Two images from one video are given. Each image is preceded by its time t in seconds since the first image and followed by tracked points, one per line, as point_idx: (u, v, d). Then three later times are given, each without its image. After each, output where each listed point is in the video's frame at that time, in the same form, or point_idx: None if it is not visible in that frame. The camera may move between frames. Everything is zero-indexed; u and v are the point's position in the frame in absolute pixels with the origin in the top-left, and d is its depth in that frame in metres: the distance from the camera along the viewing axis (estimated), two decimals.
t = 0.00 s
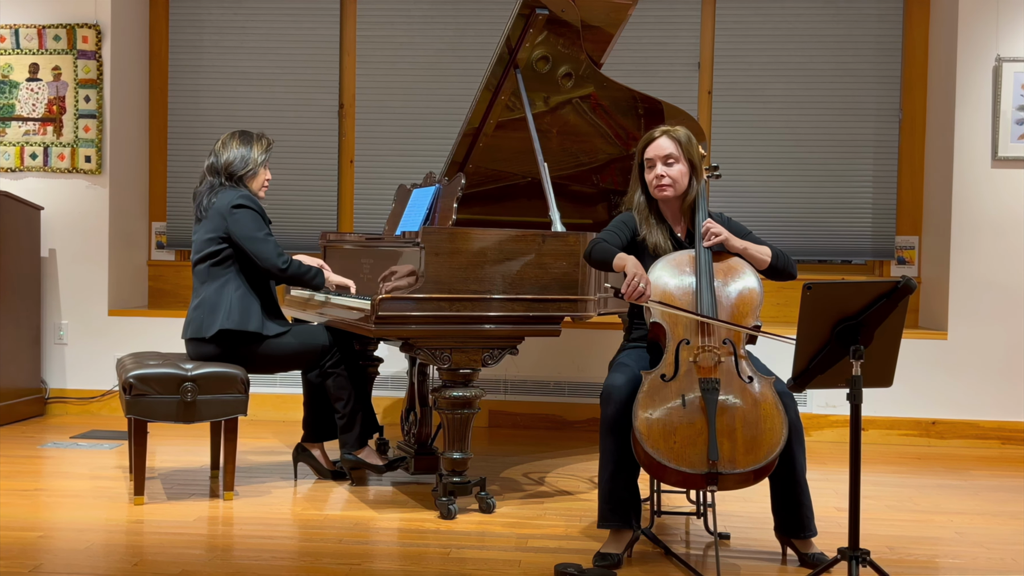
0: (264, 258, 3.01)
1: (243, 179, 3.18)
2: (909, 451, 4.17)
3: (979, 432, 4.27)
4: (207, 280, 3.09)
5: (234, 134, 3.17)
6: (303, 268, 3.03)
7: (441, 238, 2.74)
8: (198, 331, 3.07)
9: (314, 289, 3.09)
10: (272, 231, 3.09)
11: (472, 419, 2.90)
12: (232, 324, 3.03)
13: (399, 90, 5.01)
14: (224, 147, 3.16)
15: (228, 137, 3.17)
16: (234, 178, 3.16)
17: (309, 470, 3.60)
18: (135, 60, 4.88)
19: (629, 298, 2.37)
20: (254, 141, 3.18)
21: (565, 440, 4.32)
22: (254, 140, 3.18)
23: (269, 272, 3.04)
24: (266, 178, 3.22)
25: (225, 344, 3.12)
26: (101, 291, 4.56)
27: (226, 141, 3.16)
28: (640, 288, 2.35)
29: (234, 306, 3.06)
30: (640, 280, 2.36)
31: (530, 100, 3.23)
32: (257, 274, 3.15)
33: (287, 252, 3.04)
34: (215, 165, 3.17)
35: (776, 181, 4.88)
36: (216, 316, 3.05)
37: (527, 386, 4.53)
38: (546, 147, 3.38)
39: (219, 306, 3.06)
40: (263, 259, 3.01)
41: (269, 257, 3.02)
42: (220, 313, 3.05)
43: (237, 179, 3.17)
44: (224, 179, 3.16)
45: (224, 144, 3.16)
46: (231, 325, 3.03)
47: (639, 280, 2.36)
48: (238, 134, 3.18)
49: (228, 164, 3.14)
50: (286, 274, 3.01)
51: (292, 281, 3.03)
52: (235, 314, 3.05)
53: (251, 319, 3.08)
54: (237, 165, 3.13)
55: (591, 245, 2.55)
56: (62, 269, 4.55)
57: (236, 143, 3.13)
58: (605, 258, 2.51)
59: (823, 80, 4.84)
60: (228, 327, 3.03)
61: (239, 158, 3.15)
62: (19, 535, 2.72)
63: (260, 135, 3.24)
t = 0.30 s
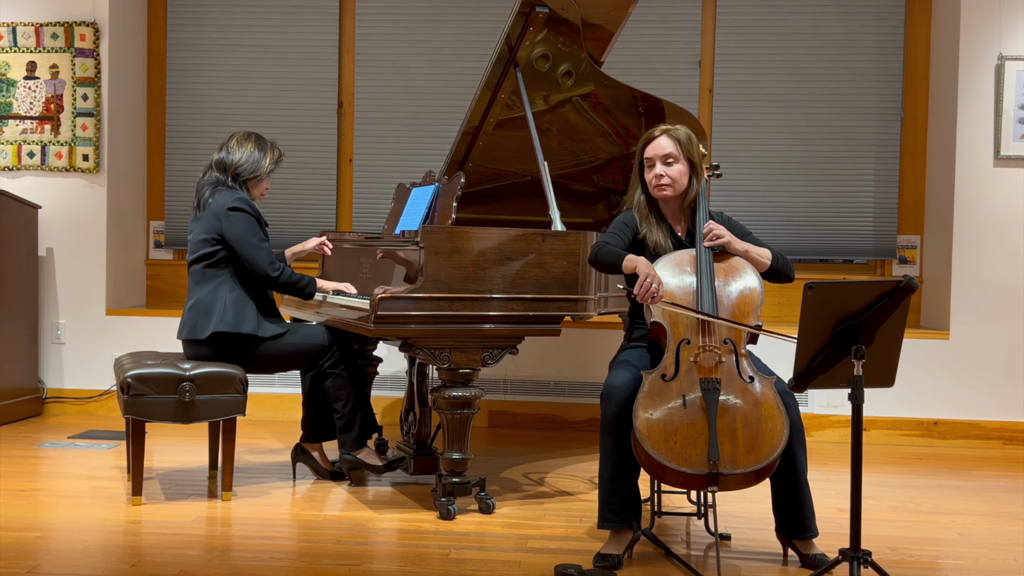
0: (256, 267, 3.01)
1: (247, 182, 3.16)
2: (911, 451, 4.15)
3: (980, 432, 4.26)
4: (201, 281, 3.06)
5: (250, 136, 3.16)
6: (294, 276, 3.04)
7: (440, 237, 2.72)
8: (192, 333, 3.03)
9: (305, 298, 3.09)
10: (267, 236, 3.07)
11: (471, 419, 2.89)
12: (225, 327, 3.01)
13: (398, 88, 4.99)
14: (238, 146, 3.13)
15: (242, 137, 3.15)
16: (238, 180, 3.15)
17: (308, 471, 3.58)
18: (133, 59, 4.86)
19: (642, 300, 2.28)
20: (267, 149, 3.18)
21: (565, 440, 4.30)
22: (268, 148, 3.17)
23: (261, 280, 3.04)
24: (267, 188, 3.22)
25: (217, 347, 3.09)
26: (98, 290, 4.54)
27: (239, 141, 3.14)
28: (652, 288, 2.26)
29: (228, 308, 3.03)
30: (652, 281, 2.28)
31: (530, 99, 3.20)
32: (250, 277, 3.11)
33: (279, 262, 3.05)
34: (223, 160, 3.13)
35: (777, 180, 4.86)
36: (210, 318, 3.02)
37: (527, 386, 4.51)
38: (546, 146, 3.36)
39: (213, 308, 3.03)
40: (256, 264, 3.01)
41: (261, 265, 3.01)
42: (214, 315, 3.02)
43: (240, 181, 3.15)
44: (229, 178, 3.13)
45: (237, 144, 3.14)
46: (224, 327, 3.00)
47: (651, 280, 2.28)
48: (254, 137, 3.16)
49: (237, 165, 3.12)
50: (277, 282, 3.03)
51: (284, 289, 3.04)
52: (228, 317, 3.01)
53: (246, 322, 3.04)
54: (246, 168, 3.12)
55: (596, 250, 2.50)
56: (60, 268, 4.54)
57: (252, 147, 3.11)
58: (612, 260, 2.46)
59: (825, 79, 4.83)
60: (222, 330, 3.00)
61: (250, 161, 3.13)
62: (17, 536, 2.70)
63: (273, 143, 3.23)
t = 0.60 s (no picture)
0: (250, 269, 2.99)
1: (245, 184, 3.13)
2: (912, 452, 4.14)
3: (983, 432, 4.24)
4: (195, 281, 3.03)
5: (252, 138, 3.14)
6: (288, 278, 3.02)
7: (439, 236, 2.70)
8: (186, 333, 3.00)
9: (300, 301, 3.07)
10: (262, 237, 3.05)
11: (471, 419, 2.87)
12: (220, 327, 2.98)
13: (397, 87, 4.97)
14: (239, 147, 3.11)
15: (245, 138, 3.13)
16: (236, 181, 3.12)
17: (307, 471, 3.57)
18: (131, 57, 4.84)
19: (653, 302, 2.25)
20: (268, 153, 3.16)
21: (565, 440, 4.29)
22: (269, 152, 3.15)
23: (255, 282, 3.02)
24: (264, 192, 3.18)
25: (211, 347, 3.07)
26: (96, 289, 4.52)
27: (240, 142, 3.12)
28: (665, 289, 2.23)
29: (223, 309, 3.00)
30: (665, 282, 2.25)
31: (530, 97, 3.18)
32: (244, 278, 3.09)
33: (274, 264, 3.03)
34: (223, 159, 3.11)
35: (778, 179, 4.84)
36: (204, 319, 2.99)
37: (527, 386, 4.49)
38: (545, 144, 3.34)
39: (208, 309, 3.00)
40: (251, 266, 2.98)
41: (255, 268, 2.99)
42: (209, 316, 2.99)
43: (238, 182, 3.12)
44: (227, 178, 3.10)
45: (237, 144, 3.12)
46: (219, 327, 2.97)
47: (664, 281, 2.24)
48: (256, 140, 3.14)
49: (236, 166, 3.09)
50: (271, 284, 3.00)
51: (277, 291, 3.02)
52: (223, 318, 2.99)
53: (240, 323, 3.02)
54: (245, 169, 3.09)
55: (600, 252, 2.48)
56: (57, 268, 4.52)
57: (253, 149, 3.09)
58: (619, 263, 2.43)
59: (826, 77, 4.81)
60: (216, 331, 2.97)
61: (249, 163, 3.10)
62: (14, 537, 2.69)
63: (275, 148, 3.22)
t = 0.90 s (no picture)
0: (243, 271, 2.97)
1: (239, 185, 3.11)
2: (914, 452, 4.12)
3: (985, 432, 4.22)
4: (187, 283, 3.00)
5: (249, 140, 3.12)
6: (282, 281, 3.02)
7: (439, 235, 2.68)
8: (178, 333, 2.98)
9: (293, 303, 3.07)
10: (256, 239, 3.03)
11: (471, 419, 2.85)
12: (213, 329, 2.95)
13: (397, 85, 4.95)
14: (235, 148, 3.09)
15: (241, 140, 3.12)
16: (230, 182, 3.09)
17: (306, 471, 3.54)
18: (129, 56, 4.82)
19: (659, 303, 2.21)
20: (264, 155, 3.13)
21: (565, 440, 4.27)
22: (265, 155, 3.12)
23: (248, 284, 3.01)
24: (259, 194, 3.16)
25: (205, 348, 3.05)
26: (93, 288, 4.50)
27: (236, 143, 3.10)
28: (669, 290, 2.20)
29: (216, 310, 2.98)
30: (669, 283, 2.21)
31: (530, 95, 3.16)
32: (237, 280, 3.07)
33: (267, 266, 3.01)
34: (218, 160, 3.08)
35: (779, 178, 4.82)
36: (198, 320, 2.97)
37: (527, 386, 4.47)
38: (545, 143, 3.32)
39: (201, 311, 2.98)
40: (244, 268, 2.96)
41: (248, 270, 2.97)
42: (202, 317, 2.97)
43: (233, 183, 3.10)
44: (221, 179, 3.08)
45: (233, 145, 3.10)
46: (212, 329, 2.95)
47: (669, 282, 2.21)
48: (253, 142, 3.12)
49: (231, 166, 3.07)
50: (265, 287, 3.00)
51: (271, 293, 3.02)
52: (216, 319, 2.96)
53: (234, 324, 2.99)
54: (239, 170, 3.06)
55: (602, 254, 2.46)
56: (55, 267, 4.50)
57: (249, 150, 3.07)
58: (620, 264, 2.41)
59: (827, 75, 4.79)
60: (209, 333, 2.95)
61: (245, 164, 3.08)
62: (11, 537, 2.67)
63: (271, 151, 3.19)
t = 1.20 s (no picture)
0: (236, 273, 2.95)
1: (233, 187, 3.08)
2: (916, 452, 4.10)
3: (987, 431, 4.21)
4: (180, 284, 2.98)
5: (244, 141, 3.09)
6: (275, 283, 3.00)
7: (438, 234, 2.67)
8: (171, 335, 2.96)
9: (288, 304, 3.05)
10: (249, 241, 3.00)
11: (470, 419, 2.84)
12: (206, 331, 2.93)
13: (396, 84, 4.93)
14: (229, 148, 3.06)
15: (236, 140, 3.08)
16: (224, 183, 3.06)
17: (305, 472, 3.53)
18: (127, 54, 4.81)
19: (666, 306, 2.19)
20: (259, 155, 3.10)
21: (565, 440, 4.26)
22: (259, 155, 3.09)
23: (242, 286, 2.99)
24: (254, 195, 3.12)
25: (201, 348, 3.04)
26: (91, 288, 4.48)
27: (230, 144, 3.07)
28: (677, 293, 2.17)
29: (209, 312, 2.96)
30: (676, 285, 2.19)
31: (530, 94, 3.15)
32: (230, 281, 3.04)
33: (260, 268, 2.99)
34: (212, 160, 3.05)
35: (780, 177, 4.81)
36: (190, 322, 2.95)
37: (527, 386, 4.46)
38: (546, 141, 3.30)
39: (193, 313, 2.96)
40: (237, 270, 2.94)
41: (241, 272, 2.94)
42: (195, 319, 2.95)
43: (227, 185, 3.07)
44: (215, 180, 3.05)
45: (227, 146, 3.07)
46: (205, 331, 2.93)
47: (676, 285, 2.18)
48: (248, 142, 3.09)
49: (224, 167, 3.04)
50: (258, 289, 2.98)
51: (264, 295, 3.00)
52: (209, 321, 2.95)
53: (227, 326, 2.97)
54: (233, 171, 3.03)
55: (608, 258, 2.43)
56: (52, 266, 4.48)
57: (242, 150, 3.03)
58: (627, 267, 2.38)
59: (828, 74, 4.77)
60: (202, 335, 2.93)
61: (238, 165, 3.05)
62: (8, 538, 2.65)
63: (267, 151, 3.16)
